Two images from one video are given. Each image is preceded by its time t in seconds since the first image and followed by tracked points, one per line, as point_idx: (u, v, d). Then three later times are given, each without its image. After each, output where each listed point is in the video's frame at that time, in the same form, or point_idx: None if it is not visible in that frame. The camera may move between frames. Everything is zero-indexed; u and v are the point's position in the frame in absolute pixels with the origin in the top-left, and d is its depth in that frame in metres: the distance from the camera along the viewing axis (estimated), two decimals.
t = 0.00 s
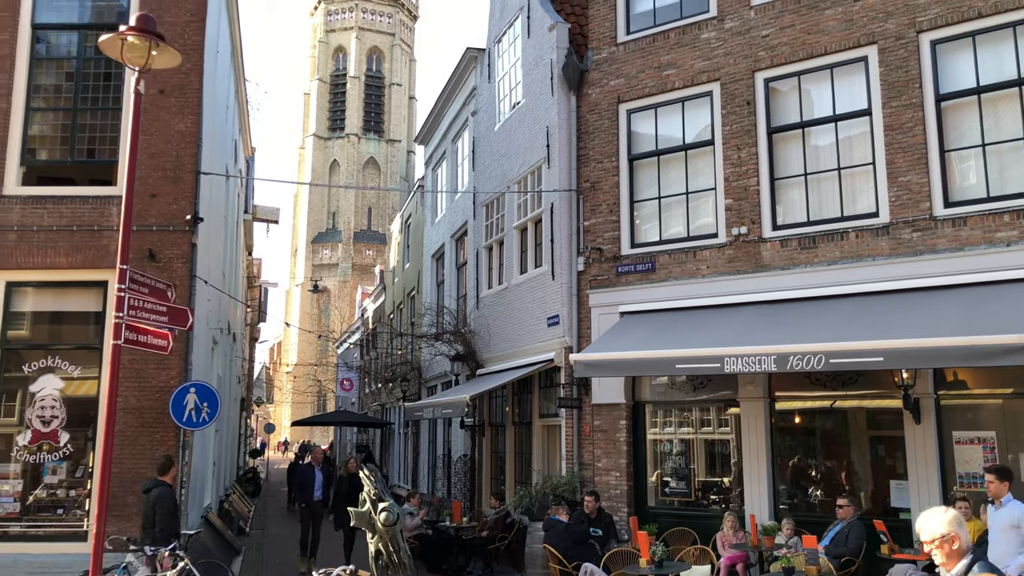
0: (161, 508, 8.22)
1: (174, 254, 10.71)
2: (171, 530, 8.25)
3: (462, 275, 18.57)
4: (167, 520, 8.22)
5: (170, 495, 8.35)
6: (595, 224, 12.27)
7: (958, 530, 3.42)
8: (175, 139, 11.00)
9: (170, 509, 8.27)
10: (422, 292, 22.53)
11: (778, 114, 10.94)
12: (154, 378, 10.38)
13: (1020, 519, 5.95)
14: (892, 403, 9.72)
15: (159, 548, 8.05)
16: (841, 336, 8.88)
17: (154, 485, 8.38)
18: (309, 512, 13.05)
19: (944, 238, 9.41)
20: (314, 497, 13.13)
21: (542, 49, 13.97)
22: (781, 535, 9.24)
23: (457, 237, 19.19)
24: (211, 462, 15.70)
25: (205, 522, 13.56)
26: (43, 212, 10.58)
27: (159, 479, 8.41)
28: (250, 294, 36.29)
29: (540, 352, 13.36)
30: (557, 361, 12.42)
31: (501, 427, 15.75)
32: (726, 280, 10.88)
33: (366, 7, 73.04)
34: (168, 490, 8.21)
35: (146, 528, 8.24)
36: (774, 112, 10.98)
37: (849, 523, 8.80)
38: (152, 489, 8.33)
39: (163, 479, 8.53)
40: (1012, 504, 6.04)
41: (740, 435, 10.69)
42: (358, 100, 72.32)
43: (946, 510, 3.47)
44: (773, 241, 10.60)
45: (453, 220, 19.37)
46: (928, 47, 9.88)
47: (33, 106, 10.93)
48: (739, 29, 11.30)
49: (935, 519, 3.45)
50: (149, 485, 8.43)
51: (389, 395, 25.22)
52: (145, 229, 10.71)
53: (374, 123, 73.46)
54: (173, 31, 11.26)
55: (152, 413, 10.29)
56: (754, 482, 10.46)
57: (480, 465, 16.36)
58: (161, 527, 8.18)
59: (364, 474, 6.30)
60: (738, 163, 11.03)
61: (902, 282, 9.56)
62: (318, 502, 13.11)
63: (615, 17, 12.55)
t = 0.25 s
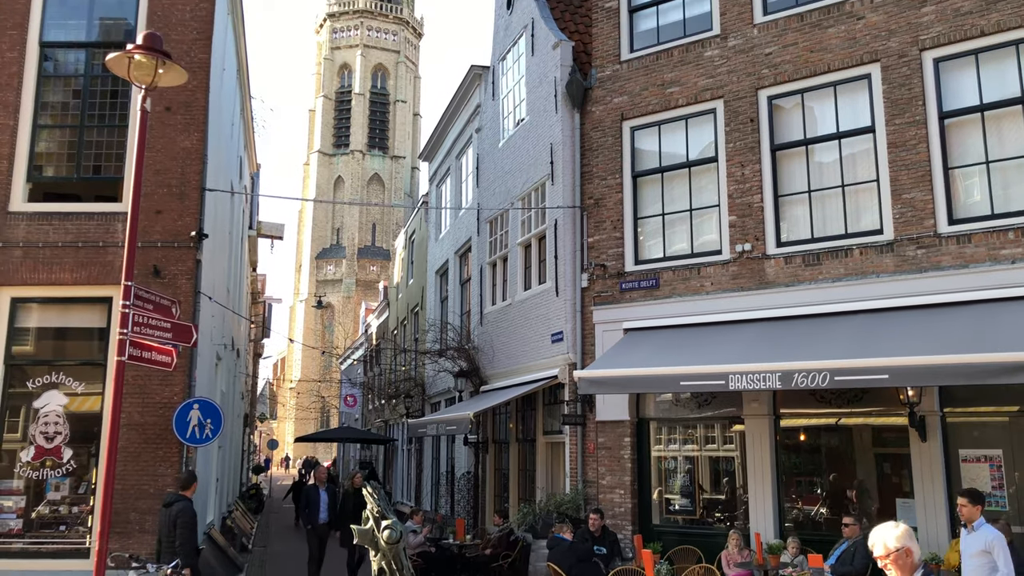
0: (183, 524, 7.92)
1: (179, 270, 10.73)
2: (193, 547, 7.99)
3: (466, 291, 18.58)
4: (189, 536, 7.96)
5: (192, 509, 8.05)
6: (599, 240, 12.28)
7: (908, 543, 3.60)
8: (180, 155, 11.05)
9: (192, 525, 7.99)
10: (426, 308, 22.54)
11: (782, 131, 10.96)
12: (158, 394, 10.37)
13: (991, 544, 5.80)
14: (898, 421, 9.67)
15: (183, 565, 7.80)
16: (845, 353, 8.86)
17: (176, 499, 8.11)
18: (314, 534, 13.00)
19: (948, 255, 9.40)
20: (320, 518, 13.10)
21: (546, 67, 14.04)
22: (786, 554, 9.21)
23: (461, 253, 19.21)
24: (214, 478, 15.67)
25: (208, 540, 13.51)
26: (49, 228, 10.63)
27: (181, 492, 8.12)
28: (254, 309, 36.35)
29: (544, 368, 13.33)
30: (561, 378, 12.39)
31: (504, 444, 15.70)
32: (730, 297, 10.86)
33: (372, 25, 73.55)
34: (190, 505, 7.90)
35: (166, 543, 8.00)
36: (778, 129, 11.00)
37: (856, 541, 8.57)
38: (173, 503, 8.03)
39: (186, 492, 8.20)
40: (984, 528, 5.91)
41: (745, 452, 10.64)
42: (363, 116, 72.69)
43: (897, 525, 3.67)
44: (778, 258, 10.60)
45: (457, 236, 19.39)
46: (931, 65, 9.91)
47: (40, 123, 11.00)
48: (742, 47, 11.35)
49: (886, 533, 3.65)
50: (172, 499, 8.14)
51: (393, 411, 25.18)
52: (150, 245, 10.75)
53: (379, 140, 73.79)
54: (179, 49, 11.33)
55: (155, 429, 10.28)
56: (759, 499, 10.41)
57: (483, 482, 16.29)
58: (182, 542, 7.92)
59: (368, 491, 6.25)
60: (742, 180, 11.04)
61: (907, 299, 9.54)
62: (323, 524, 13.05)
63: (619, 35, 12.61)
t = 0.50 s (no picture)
0: (204, 542, 8.23)
1: (181, 286, 10.73)
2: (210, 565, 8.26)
3: (467, 306, 18.58)
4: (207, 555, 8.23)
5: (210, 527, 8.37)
6: (600, 255, 12.29)
7: (867, 559, 3.82)
8: (182, 171, 11.08)
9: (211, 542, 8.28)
10: (427, 323, 22.53)
11: (782, 147, 10.99)
12: (158, 410, 10.35)
13: (958, 559, 5.67)
14: (900, 438, 9.64)
15: None
16: (847, 369, 8.84)
17: (193, 517, 8.38)
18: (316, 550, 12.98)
19: (950, 271, 9.39)
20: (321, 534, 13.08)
21: (546, 83, 14.10)
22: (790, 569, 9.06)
23: (462, 268, 19.23)
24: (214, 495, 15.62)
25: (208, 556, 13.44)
26: (51, 243, 10.65)
27: (199, 511, 8.42)
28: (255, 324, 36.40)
29: (545, 384, 13.31)
30: (562, 393, 12.37)
31: (505, 460, 15.65)
32: (731, 312, 10.85)
33: (374, 41, 74.00)
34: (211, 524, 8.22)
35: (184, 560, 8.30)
36: (778, 145, 11.02)
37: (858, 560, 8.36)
38: (193, 521, 8.33)
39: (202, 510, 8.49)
40: (951, 543, 5.76)
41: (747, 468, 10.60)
42: (365, 132, 73.03)
43: (858, 543, 3.90)
44: (779, 274, 10.60)
45: (458, 251, 19.41)
46: (930, 82, 9.95)
47: (43, 139, 11.05)
48: (742, 63, 11.40)
49: (848, 548, 3.88)
50: (189, 516, 8.41)
51: (393, 426, 25.12)
52: (152, 260, 10.76)
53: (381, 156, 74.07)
54: (182, 66, 11.39)
55: (156, 445, 10.25)
56: (761, 516, 10.36)
57: (484, 499, 16.23)
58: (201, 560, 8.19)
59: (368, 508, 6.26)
60: (743, 196, 11.06)
61: (909, 315, 9.52)
62: (325, 540, 13.04)
63: (619, 52, 12.68)
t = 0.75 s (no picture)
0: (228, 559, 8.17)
1: (182, 300, 10.73)
2: None
3: (468, 320, 18.57)
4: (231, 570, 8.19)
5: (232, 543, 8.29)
6: (601, 270, 12.30)
7: None
8: (184, 186, 11.10)
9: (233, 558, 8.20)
10: (427, 337, 22.51)
11: (782, 161, 11.01)
12: (158, 424, 10.33)
13: None
14: (902, 452, 9.61)
15: None
16: (848, 384, 8.82)
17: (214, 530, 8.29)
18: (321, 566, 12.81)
19: (951, 285, 9.40)
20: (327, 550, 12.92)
21: (547, 98, 14.16)
22: None
23: (463, 282, 19.23)
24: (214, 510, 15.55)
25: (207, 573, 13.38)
26: (52, 258, 10.66)
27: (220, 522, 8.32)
28: (256, 337, 36.46)
29: (546, 398, 13.27)
30: (563, 408, 12.34)
31: (506, 475, 15.59)
32: (732, 326, 10.85)
33: (375, 56, 74.38)
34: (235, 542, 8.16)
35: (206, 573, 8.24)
36: (778, 159, 11.04)
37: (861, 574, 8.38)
38: (217, 536, 8.25)
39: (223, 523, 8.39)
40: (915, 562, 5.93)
41: (749, 483, 10.56)
42: (366, 147, 73.30)
43: (813, 562, 3.76)
44: (780, 287, 10.60)
45: (459, 265, 19.42)
46: (930, 96, 9.99)
47: (45, 154, 11.09)
48: (742, 78, 11.45)
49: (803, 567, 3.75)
50: (212, 530, 8.32)
51: (393, 441, 25.06)
52: (153, 275, 10.77)
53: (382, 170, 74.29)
54: (184, 81, 11.44)
55: (155, 459, 10.22)
56: (763, 531, 10.31)
57: (485, 513, 16.17)
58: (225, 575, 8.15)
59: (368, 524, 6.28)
60: (743, 210, 11.08)
61: (910, 329, 9.51)
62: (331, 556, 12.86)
63: (620, 67, 12.73)
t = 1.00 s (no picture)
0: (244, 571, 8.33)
1: (180, 314, 10.73)
2: None
3: (467, 334, 18.57)
4: None
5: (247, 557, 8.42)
6: (599, 284, 12.32)
7: None
8: (184, 201, 11.13)
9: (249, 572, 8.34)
10: (426, 351, 22.49)
11: (780, 176, 11.05)
12: (156, 439, 10.31)
13: None
14: (901, 467, 9.60)
15: None
16: (847, 399, 8.82)
17: (227, 545, 8.42)
18: None
19: (948, 300, 9.42)
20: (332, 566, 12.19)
21: (546, 113, 14.22)
22: None
23: (462, 296, 19.23)
24: (211, 524, 15.49)
25: None
26: (51, 272, 10.68)
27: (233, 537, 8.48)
28: (255, 351, 36.45)
29: (545, 413, 13.25)
30: (562, 422, 12.32)
31: (505, 490, 15.55)
32: (731, 341, 10.85)
33: (375, 71, 74.70)
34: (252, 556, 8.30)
35: None
36: (776, 174, 11.09)
37: None
38: (232, 550, 8.38)
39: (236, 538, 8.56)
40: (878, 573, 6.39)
41: (748, 498, 10.53)
42: (365, 161, 73.52)
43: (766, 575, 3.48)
44: (778, 302, 10.62)
45: (458, 279, 19.43)
46: (926, 112, 10.05)
47: (45, 168, 11.12)
48: (740, 94, 11.51)
49: None
50: (225, 545, 8.43)
51: (392, 455, 25.00)
52: (152, 289, 10.78)
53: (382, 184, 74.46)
54: (185, 96, 11.49)
55: (153, 474, 10.20)
56: (762, 546, 10.27)
57: (483, 529, 16.11)
58: None
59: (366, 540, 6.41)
60: (741, 225, 11.11)
61: (908, 344, 9.53)
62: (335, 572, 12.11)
63: (618, 83, 12.81)
